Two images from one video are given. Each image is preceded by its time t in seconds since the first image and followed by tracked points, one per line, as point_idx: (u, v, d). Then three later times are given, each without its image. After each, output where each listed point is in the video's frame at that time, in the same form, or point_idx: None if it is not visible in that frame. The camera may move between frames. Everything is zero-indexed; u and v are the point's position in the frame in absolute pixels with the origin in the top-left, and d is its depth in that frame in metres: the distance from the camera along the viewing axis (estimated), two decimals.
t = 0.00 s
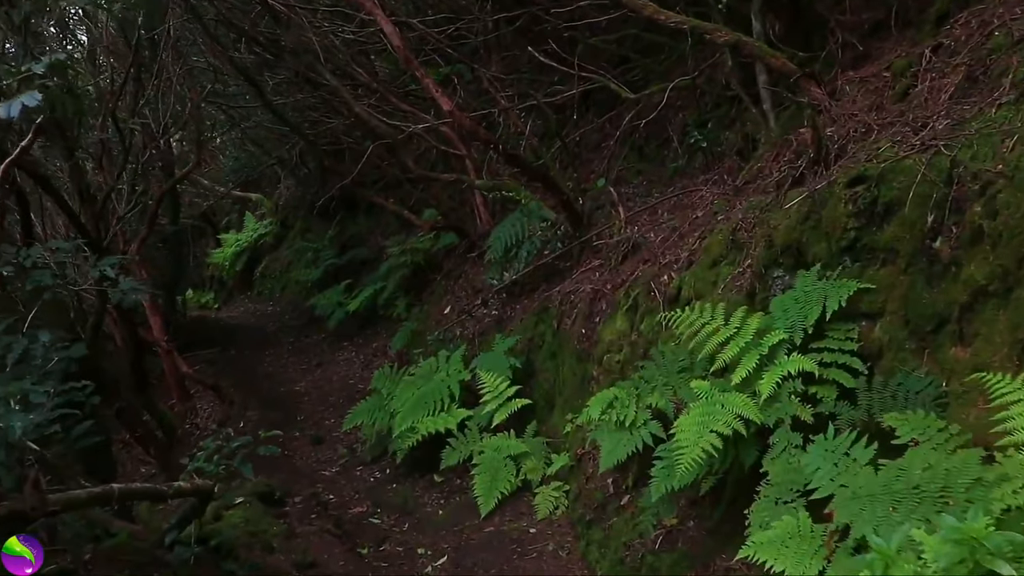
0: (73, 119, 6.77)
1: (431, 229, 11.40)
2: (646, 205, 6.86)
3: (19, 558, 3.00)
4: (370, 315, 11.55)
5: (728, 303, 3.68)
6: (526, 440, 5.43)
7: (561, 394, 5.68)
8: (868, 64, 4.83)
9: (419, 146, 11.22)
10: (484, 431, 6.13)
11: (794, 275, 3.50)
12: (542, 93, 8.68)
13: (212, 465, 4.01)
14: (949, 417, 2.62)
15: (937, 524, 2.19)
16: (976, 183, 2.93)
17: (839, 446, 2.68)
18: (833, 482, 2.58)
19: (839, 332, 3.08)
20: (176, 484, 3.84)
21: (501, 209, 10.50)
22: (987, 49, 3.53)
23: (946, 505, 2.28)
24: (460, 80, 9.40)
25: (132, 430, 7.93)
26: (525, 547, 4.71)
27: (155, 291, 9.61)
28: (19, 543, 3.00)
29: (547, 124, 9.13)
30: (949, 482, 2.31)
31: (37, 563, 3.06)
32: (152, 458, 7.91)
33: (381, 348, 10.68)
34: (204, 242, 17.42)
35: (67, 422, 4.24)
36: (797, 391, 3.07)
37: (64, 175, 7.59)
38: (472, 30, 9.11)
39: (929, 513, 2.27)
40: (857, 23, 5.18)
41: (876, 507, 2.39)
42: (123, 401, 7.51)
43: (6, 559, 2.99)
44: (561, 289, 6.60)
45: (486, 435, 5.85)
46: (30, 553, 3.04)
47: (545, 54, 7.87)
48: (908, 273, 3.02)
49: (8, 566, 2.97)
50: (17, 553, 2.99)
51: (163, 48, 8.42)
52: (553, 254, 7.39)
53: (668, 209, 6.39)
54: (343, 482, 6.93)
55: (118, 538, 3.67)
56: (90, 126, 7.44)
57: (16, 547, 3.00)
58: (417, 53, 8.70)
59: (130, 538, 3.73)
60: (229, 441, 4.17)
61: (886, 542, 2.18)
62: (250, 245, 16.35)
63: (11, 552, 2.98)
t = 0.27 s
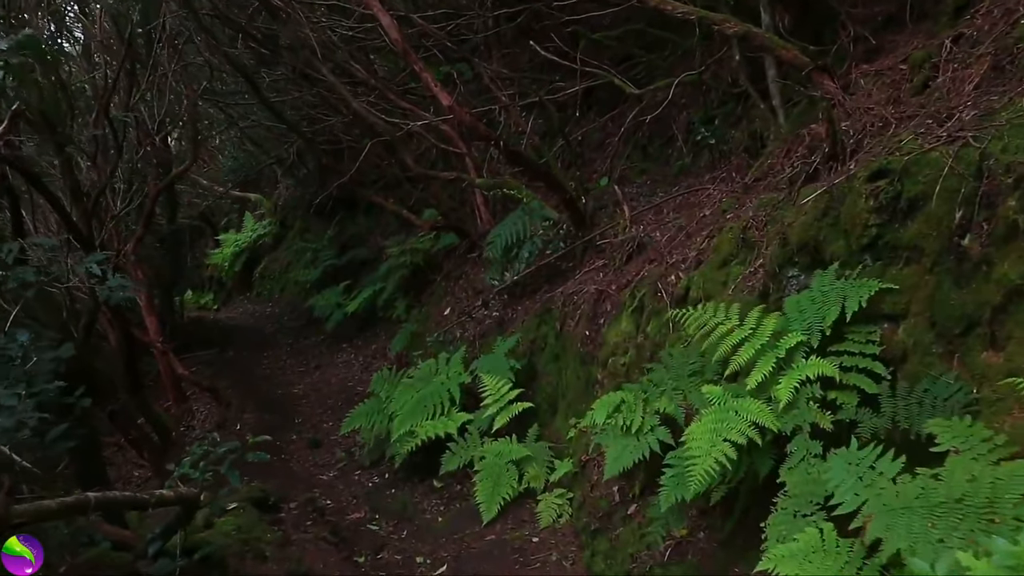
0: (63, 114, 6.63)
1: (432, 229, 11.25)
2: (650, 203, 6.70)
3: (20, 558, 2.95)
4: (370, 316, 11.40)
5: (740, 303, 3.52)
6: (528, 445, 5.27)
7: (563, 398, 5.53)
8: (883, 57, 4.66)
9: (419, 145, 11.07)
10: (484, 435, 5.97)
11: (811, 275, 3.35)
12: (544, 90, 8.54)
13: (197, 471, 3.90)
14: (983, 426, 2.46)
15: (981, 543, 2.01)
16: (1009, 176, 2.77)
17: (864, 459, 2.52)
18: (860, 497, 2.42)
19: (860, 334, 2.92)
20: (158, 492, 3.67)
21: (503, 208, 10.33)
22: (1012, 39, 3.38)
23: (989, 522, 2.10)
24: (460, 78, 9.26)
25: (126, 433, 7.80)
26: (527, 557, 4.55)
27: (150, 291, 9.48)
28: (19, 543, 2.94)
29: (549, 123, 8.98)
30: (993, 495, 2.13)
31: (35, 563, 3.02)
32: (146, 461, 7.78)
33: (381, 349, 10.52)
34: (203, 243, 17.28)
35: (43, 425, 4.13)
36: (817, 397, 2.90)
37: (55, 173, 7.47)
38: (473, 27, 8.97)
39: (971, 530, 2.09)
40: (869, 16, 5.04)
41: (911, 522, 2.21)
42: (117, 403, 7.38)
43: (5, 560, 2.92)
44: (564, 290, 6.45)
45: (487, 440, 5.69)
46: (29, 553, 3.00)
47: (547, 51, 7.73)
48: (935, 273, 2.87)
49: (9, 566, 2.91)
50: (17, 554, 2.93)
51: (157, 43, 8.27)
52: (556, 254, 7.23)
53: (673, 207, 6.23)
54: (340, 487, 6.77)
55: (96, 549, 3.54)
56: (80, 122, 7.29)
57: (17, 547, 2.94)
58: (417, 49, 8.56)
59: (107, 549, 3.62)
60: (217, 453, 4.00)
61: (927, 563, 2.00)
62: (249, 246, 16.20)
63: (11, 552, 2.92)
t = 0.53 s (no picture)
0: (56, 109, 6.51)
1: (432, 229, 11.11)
2: (654, 202, 6.57)
3: (20, 558, 2.93)
4: (369, 317, 11.26)
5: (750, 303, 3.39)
6: (530, 449, 5.14)
7: (566, 401, 5.39)
8: (896, 51, 4.53)
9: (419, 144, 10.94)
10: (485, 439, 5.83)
11: (826, 275, 3.23)
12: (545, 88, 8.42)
13: (183, 479, 3.97)
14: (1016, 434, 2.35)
15: None
16: None
17: (889, 471, 2.41)
18: (885, 511, 2.31)
19: (880, 337, 2.81)
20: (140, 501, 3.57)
21: (504, 208, 10.19)
22: None
23: None
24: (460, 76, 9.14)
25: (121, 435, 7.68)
26: (530, 566, 4.41)
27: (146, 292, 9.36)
28: (19, 543, 2.93)
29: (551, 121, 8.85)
30: None
31: (35, 564, 2.99)
32: (140, 464, 7.66)
33: (380, 351, 10.38)
34: (202, 244, 17.15)
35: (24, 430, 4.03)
36: (834, 403, 2.77)
37: (48, 171, 7.36)
38: (473, 23, 8.85)
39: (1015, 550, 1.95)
40: (880, 10, 4.91)
41: (948, 539, 2.06)
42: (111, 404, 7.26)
43: (5, 560, 2.89)
44: (566, 290, 6.32)
45: (488, 443, 5.55)
46: (29, 553, 2.98)
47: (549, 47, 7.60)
48: (959, 272, 2.76)
49: (9, 566, 2.88)
50: (17, 553, 2.91)
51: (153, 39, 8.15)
52: (557, 254, 7.08)
53: (679, 206, 6.10)
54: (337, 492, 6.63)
55: (79, 556, 3.42)
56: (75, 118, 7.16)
57: (16, 547, 2.92)
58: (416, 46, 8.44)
59: (92, 557, 3.50)
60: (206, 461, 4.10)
61: None
62: (247, 247, 16.06)
63: (11, 552, 2.90)
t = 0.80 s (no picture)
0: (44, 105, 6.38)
1: (432, 229, 10.96)
2: (659, 201, 6.41)
3: (20, 559, 3.34)
4: (368, 318, 11.11)
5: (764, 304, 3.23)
6: (531, 454, 4.99)
7: (569, 405, 5.23)
8: (912, 44, 4.37)
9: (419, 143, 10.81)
10: (485, 443, 5.68)
11: (844, 274, 3.10)
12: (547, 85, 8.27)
13: (167, 488, 4.27)
14: None
15: None
16: None
17: (924, 486, 2.28)
18: (924, 531, 2.19)
19: (905, 339, 2.67)
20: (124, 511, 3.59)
21: (505, 208, 10.03)
22: None
23: None
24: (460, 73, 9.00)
25: (114, 438, 7.54)
26: None
27: (141, 292, 9.22)
28: (19, 545, 3.30)
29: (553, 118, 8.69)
30: None
31: (34, 563, 3.42)
32: (133, 467, 7.51)
33: (379, 352, 10.22)
34: (202, 244, 17.03)
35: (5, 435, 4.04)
36: (858, 410, 2.61)
37: (40, 169, 7.23)
38: (472, 19, 8.71)
39: None
40: (894, 2, 4.76)
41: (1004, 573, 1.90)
42: (104, 406, 7.15)
43: (7, 559, 3.31)
44: (568, 291, 6.16)
45: (488, 448, 5.39)
46: (29, 553, 3.39)
47: (550, 43, 7.46)
48: (992, 273, 2.65)
49: (10, 565, 3.31)
50: (17, 553, 3.31)
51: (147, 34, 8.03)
52: (559, 254, 6.92)
53: (685, 205, 5.95)
54: (333, 497, 6.48)
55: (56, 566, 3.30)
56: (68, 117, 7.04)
57: (17, 548, 3.31)
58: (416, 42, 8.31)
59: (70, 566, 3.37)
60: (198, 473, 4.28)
61: None
62: (247, 247, 15.91)
63: (12, 552, 3.29)
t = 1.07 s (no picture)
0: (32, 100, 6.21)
1: (431, 228, 10.80)
2: (664, 199, 6.26)
3: (20, 558, 3.16)
4: (366, 319, 10.95)
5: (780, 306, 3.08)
6: (533, 459, 4.83)
7: (572, 409, 5.08)
8: (929, 36, 4.21)
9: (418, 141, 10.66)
10: (486, 448, 5.52)
11: (866, 276, 2.95)
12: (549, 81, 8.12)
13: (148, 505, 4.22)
14: None
15: None
16: None
17: (960, 504, 2.13)
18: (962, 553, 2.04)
19: (934, 345, 2.52)
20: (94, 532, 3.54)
21: (505, 207, 9.88)
22: None
23: None
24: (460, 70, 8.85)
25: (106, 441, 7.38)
26: None
27: (136, 292, 9.07)
28: (18, 544, 3.15)
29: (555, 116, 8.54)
30: None
31: (35, 563, 3.23)
32: (126, 471, 7.36)
33: (377, 353, 10.07)
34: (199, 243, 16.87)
35: None
36: (883, 420, 2.46)
37: (30, 166, 7.07)
38: (473, 15, 8.56)
39: None
40: None
41: None
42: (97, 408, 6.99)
43: (6, 559, 3.14)
44: (571, 291, 6.01)
45: (488, 453, 5.24)
46: (29, 553, 3.20)
47: (552, 39, 7.31)
48: None
49: (9, 565, 3.14)
50: (17, 553, 3.14)
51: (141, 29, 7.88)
52: (562, 254, 6.77)
53: (690, 203, 5.80)
54: (329, 503, 6.32)
55: None
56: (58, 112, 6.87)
57: (16, 547, 3.15)
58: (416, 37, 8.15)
59: None
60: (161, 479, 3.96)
61: None
62: (245, 247, 15.73)
63: (11, 552, 3.13)
